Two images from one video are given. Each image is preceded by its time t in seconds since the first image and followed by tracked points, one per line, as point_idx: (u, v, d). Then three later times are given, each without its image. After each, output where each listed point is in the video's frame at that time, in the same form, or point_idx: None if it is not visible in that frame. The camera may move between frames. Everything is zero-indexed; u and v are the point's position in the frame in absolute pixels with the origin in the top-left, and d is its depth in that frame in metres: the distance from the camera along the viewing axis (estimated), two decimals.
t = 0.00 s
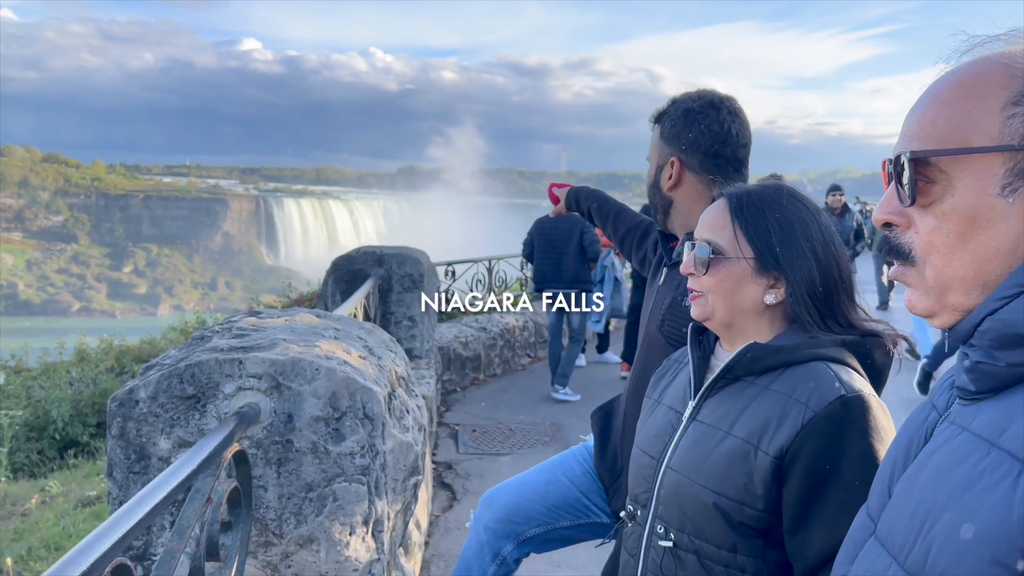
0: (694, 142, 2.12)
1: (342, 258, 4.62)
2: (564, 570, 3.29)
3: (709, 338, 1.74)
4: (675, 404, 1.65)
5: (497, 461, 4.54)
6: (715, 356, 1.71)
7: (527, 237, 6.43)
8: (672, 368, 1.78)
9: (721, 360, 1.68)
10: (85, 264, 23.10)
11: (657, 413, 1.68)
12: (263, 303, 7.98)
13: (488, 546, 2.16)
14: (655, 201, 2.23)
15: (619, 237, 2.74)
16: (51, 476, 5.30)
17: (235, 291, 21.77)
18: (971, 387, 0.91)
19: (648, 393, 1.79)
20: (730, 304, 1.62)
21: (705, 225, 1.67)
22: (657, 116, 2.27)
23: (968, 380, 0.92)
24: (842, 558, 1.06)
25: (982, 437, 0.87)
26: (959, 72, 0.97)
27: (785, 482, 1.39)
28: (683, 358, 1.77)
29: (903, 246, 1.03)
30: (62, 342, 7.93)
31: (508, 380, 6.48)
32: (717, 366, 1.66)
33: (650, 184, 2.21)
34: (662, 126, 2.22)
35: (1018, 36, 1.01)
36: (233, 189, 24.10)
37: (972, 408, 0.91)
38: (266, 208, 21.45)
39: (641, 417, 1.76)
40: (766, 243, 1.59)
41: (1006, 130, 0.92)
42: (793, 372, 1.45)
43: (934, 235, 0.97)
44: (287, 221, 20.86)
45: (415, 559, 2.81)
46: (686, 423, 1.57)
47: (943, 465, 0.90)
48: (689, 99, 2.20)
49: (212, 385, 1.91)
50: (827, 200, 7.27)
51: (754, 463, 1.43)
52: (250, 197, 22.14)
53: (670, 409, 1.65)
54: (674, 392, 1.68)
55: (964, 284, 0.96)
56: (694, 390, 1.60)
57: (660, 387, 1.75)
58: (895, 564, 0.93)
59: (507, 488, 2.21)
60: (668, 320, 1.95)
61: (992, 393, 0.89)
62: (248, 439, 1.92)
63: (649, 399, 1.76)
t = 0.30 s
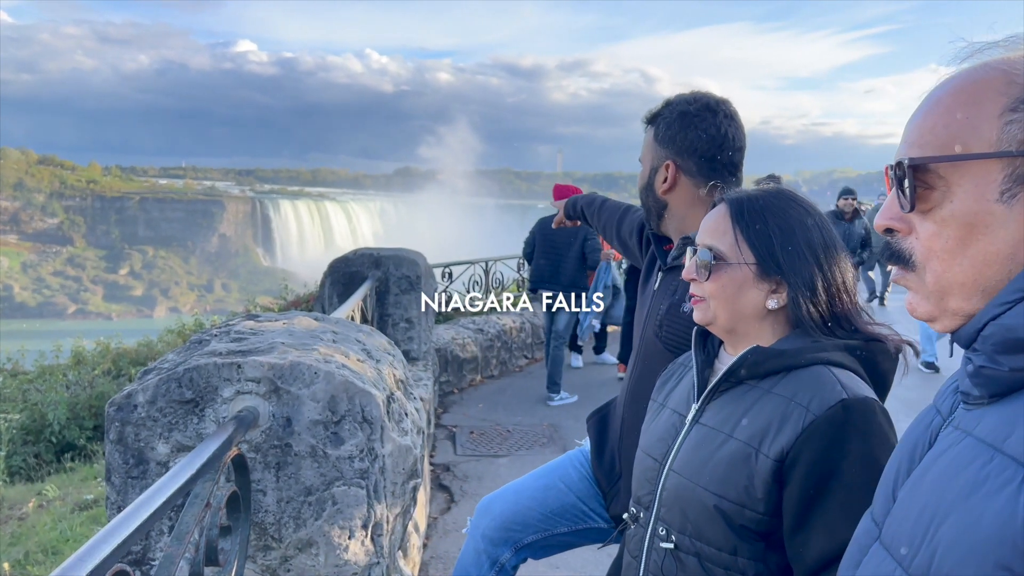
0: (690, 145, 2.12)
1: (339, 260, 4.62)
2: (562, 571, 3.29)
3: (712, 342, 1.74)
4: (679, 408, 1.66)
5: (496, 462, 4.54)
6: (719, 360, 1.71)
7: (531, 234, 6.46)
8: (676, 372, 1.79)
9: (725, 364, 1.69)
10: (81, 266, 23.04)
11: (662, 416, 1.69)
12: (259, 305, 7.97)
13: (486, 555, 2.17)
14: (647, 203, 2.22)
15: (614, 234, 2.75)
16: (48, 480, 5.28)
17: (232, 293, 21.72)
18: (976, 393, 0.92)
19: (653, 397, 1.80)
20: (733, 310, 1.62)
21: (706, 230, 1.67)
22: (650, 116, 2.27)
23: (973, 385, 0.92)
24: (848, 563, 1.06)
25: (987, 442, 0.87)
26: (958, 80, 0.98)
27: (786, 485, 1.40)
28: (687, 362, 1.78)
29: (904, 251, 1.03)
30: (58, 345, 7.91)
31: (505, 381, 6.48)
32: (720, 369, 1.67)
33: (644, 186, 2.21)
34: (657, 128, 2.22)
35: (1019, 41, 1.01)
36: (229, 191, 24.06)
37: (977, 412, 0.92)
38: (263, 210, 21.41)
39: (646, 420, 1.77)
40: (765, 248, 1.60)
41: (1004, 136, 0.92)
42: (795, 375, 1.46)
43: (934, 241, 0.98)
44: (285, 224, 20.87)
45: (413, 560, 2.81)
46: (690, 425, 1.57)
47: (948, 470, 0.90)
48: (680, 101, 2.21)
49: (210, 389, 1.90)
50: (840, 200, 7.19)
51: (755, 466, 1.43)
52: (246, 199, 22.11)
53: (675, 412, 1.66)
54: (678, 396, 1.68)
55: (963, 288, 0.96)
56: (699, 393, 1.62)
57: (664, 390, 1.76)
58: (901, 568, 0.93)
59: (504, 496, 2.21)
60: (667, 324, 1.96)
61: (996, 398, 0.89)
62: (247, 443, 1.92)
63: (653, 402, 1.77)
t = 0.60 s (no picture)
0: (676, 148, 2.12)
1: (338, 262, 4.62)
2: (561, 572, 3.30)
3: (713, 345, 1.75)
4: (680, 411, 1.66)
5: (495, 464, 4.54)
6: (720, 363, 1.72)
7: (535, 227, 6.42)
8: (678, 373, 1.79)
9: (726, 367, 1.69)
10: (80, 268, 23.03)
11: (663, 420, 1.69)
12: (259, 307, 7.96)
13: (480, 551, 2.18)
14: (636, 205, 2.23)
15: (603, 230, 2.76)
16: (47, 482, 5.28)
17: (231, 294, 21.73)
18: (970, 392, 0.93)
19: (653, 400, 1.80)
20: (734, 312, 1.62)
21: (706, 232, 1.68)
22: (638, 117, 2.27)
23: (967, 383, 0.93)
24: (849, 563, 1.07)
25: (980, 444, 0.88)
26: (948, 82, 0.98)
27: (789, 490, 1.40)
28: (688, 364, 1.78)
29: (893, 249, 1.05)
30: (57, 347, 7.91)
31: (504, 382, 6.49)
32: (722, 372, 1.67)
33: (632, 189, 2.22)
34: (645, 130, 2.22)
35: None
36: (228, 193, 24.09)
37: (973, 413, 0.93)
38: (262, 212, 21.43)
39: (648, 423, 1.78)
40: (764, 249, 1.60)
41: (979, 141, 0.92)
42: (796, 378, 1.46)
43: (913, 241, 0.99)
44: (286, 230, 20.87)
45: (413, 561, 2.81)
46: (692, 429, 1.58)
47: (943, 470, 0.91)
48: (666, 103, 2.21)
49: (210, 391, 1.90)
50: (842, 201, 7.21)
51: (758, 469, 1.44)
52: (246, 201, 22.13)
53: (675, 415, 1.66)
54: (679, 398, 1.68)
55: (936, 289, 0.97)
56: (699, 396, 1.62)
57: (665, 393, 1.76)
58: (896, 568, 0.93)
59: (497, 493, 2.22)
60: (655, 330, 1.95)
61: (993, 398, 0.90)
62: (247, 445, 1.92)
63: (653, 406, 1.77)
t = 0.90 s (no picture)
0: (677, 151, 2.13)
1: (338, 263, 4.62)
2: (563, 573, 3.30)
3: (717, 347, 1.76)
4: (682, 414, 1.66)
5: (495, 465, 4.54)
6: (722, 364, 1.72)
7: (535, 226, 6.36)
8: (682, 375, 1.79)
9: (727, 368, 1.69)
10: (81, 270, 23.02)
11: (665, 423, 1.69)
12: (260, 308, 7.96)
13: (482, 550, 2.19)
14: (637, 207, 2.24)
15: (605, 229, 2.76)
16: (48, 483, 5.28)
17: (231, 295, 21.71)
18: (952, 389, 0.92)
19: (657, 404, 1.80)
20: (724, 309, 1.65)
21: (709, 230, 1.71)
22: (639, 118, 2.28)
23: (949, 381, 0.93)
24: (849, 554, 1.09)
25: (952, 439, 0.89)
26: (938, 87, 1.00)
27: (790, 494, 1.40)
28: (691, 366, 1.77)
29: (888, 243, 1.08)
30: (58, 348, 7.91)
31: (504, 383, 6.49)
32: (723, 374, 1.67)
33: (633, 189, 2.23)
34: (647, 131, 2.23)
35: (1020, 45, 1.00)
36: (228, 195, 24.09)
37: (955, 410, 0.92)
38: (262, 214, 21.48)
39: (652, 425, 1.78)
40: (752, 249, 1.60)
41: (951, 147, 0.95)
42: (795, 381, 1.46)
43: (896, 239, 1.03)
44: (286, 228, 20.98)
45: (415, 562, 2.82)
46: (692, 432, 1.59)
47: (920, 464, 0.93)
48: (668, 105, 2.21)
49: (212, 392, 1.91)
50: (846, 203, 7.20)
51: (758, 474, 1.44)
52: (246, 203, 22.13)
53: (678, 418, 1.66)
54: (683, 401, 1.68)
55: (911, 288, 1.01)
56: (700, 399, 1.62)
57: (669, 395, 1.76)
58: (877, 560, 0.97)
59: (500, 492, 2.23)
60: (656, 331, 1.94)
61: (973, 394, 0.89)
62: (249, 446, 1.92)
63: (658, 409, 1.77)
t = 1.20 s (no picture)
0: (708, 148, 2.15)
1: (341, 264, 4.63)
2: (565, 573, 3.30)
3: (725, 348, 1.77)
4: (686, 412, 1.67)
5: (498, 465, 4.55)
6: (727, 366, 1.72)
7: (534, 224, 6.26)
8: (691, 377, 1.79)
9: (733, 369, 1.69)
10: (84, 270, 23.02)
11: (670, 419, 1.71)
12: (262, 308, 7.96)
13: (485, 550, 2.19)
14: (651, 204, 2.22)
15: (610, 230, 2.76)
16: (52, 483, 5.29)
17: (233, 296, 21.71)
18: (929, 386, 0.94)
19: (669, 401, 1.81)
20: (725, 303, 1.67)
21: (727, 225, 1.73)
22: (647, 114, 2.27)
23: (927, 378, 0.95)
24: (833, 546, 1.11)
25: (927, 433, 0.91)
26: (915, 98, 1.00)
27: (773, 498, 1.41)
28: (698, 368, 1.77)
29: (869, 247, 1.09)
30: (61, 348, 7.92)
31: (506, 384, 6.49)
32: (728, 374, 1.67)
33: (651, 186, 2.21)
34: (668, 126, 2.21)
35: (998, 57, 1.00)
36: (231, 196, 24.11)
37: (934, 405, 0.95)
38: (264, 215, 21.51)
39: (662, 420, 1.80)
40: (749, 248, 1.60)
41: (927, 156, 0.96)
42: (788, 385, 1.46)
43: (877, 242, 1.04)
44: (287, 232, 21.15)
45: (417, 562, 2.82)
46: (691, 429, 1.59)
47: (899, 457, 0.95)
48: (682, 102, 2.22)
49: (216, 392, 1.91)
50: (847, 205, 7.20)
51: (743, 477, 1.44)
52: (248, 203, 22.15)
53: (681, 416, 1.68)
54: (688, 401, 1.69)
55: (892, 290, 1.03)
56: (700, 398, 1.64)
57: (681, 393, 1.76)
58: (857, 548, 0.98)
59: (503, 491, 2.23)
60: (663, 332, 1.95)
61: (948, 391, 0.92)
62: (253, 446, 1.93)
63: (668, 406, 1.78)
